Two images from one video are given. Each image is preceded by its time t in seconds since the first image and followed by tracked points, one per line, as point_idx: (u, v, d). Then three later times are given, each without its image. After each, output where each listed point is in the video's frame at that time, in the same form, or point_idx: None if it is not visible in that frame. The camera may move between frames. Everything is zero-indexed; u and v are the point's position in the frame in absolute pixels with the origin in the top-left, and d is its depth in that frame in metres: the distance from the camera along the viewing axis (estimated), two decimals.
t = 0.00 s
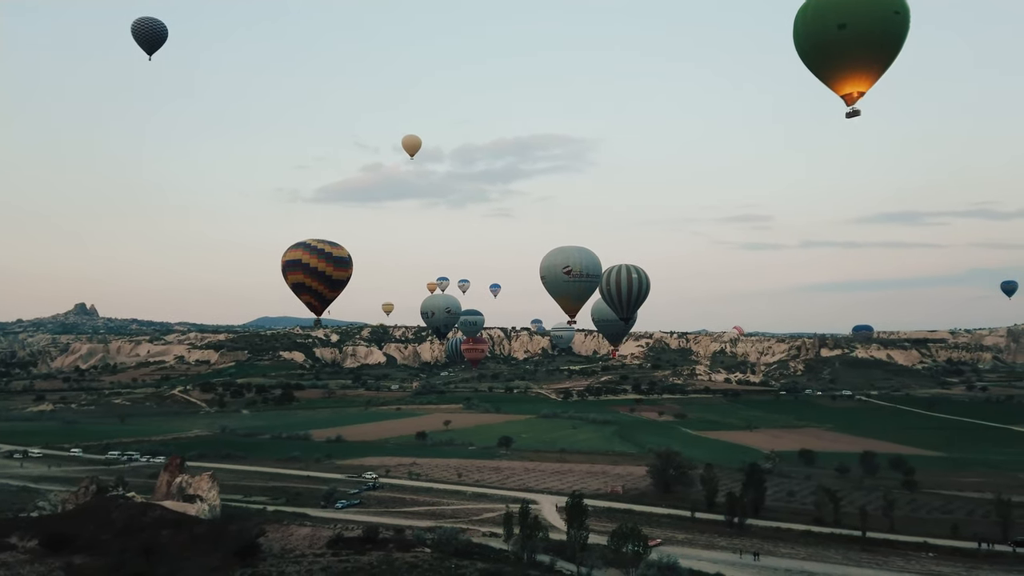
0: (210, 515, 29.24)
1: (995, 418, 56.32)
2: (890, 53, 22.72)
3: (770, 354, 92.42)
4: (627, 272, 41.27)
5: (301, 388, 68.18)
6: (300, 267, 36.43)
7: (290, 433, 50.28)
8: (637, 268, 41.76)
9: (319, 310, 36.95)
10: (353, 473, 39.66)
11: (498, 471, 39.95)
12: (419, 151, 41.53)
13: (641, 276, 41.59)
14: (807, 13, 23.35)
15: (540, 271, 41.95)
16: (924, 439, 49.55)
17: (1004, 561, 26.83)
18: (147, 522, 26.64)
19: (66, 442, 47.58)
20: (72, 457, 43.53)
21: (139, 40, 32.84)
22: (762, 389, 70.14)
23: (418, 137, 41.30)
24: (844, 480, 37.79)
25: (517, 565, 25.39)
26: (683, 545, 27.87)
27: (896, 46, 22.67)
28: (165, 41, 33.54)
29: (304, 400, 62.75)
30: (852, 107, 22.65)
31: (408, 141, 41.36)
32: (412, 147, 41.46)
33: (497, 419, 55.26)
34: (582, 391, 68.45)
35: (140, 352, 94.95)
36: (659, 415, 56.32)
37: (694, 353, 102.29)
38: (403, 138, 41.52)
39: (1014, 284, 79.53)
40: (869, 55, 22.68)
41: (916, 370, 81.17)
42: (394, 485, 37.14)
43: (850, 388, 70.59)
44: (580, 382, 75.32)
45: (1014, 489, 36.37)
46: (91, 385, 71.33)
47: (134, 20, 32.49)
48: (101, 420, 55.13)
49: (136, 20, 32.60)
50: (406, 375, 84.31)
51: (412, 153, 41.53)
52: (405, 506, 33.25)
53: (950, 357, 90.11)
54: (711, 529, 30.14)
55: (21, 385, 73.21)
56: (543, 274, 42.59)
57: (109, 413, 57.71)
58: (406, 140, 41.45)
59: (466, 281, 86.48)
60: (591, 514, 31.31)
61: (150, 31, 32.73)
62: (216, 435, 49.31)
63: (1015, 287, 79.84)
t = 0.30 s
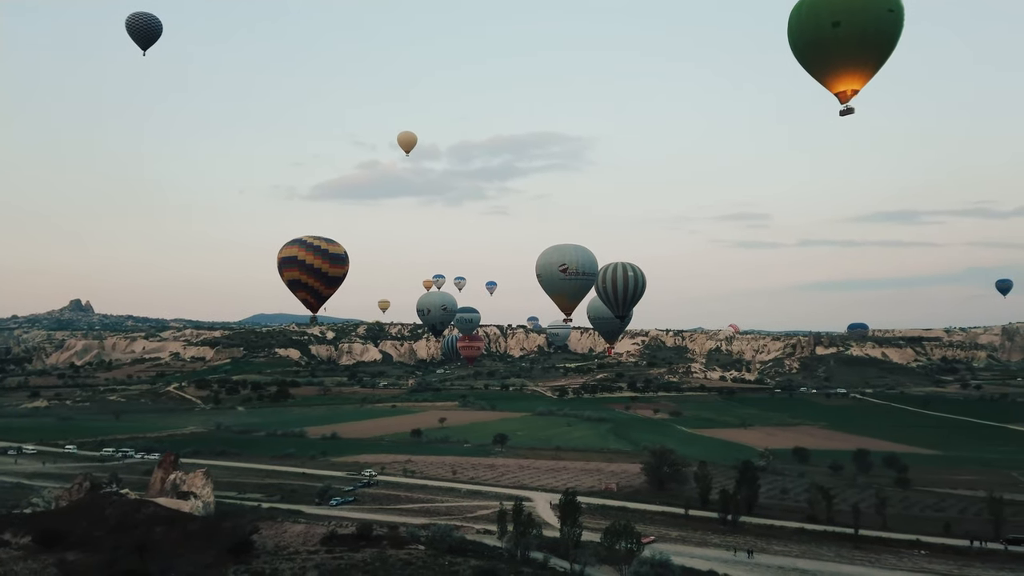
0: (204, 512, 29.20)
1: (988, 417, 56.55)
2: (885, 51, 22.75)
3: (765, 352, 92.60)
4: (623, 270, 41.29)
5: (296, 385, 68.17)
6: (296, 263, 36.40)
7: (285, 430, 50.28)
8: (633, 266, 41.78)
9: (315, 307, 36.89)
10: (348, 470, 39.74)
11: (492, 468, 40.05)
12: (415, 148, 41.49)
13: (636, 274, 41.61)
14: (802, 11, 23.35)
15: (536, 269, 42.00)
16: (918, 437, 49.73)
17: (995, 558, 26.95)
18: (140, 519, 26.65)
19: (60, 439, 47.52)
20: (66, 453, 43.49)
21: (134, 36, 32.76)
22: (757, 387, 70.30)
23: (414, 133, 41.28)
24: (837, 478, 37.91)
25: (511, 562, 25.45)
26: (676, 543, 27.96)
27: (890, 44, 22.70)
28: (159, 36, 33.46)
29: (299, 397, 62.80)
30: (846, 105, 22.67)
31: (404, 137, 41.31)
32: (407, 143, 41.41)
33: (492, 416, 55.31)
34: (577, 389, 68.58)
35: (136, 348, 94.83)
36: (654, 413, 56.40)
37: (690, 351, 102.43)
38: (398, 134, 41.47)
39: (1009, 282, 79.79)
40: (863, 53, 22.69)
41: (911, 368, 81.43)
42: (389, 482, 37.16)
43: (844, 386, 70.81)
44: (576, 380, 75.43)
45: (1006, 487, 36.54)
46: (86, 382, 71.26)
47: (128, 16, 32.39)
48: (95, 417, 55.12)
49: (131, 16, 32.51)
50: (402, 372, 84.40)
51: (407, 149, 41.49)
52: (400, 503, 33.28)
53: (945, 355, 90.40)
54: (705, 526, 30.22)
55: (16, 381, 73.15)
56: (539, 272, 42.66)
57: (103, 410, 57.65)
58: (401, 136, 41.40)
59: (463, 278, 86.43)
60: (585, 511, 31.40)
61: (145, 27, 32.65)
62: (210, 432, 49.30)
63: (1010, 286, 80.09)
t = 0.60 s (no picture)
0: (199, 512, 29.18)
1: (984, 414, 56.67)
2: (878, 48, 22.79)
3: (762, 350, 92.69)
4: (619, 268, 41.27)
5: (293, 384, 68.13)
6: (292, 263, 36.38)
7: (281, 429, 50.27)
8: (630, 265, 41.78)
9: (312, 306, 36.82)
10: (343, 469, 39.71)
11: (488, 467, 40.06)
12: (410, 147, 41.46)
13: (633, 272, 41.60)
14: (794, 10, 23.37)
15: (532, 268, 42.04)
16: (913, 434, 49.83)
17: (989, 555, 27.02)
18: (136, 519, 26.62)
19: (56, 439, 47.42)
20: (62, 453, 43.42)
21: (128, 35, 32.67)
22: (753, 385, 70.39)
23: (410, 132, 41.23)
24: (833, 475, 37.98)
25: (505, 561, 25.45)
26: (671, 541, 27.97)
27: (883, 41, 22.74)
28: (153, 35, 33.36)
29: (295, 397, 62.75)
30: (840, 102, 22.74)
31: (399, 136, 41.26)
32: (403, 142, 41.37)
33: (489, 415, 55.36)
34: (574, 387, 68.64)
35: (132, 348, 94.74)
36: (650, 411, 56.48)
37: (686, 349, 102.49)
38: (394, 133, 41.44)
39: (1004, 280, 80.03)
40: (856, 51, 22.73)
41: (907, 365, 81.59)
42: (386, 481, 37.16)
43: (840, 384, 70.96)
44: (572, 378, 75.44)
45: (1000, 484, 36.65)
46: (83, 382, 71.15)
47: (122, 15, 32.29)
48: (91, 417, 55.03)
49: (125, 15, 32.40)
50: (399, 371, 84.44)
51: (403, 148, 41.45)
52: (396, 502, 33.26)
53: (941, 353, 90.60)
54: (700, 524, 30.24)
55: (12, 381, 72.99)
56: (535, 270, 42.69)
57: (99, 410, 57.57)
58: (397, 135, 41.35)
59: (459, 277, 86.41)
60: (580, 510, 31.42)
61: (139, 26, 32.54)
62: (207, 432, 49.24)
63: (1005, 283, 80.32)
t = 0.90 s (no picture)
0: (194, 513, 29.14)
1: (979, 412, 56.81)
2: (870, 47, 22.82)
3: (757, 348, 92.78)
4: (615, 267, 41.28)
5: (289, 384, 68.07)
6: (288, 262, 36.35)
7: (277, 430, 50.25)
8: (625, 263, 41.80)
9: (308, 306, 36.81)
10: (339, 469, 39.66)
11: (484, 467, 40.07)
12: (405, 146, 41.46)
13: (628, 271, 41.62)
14: (787, 9, 23.39)
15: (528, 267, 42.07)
16: (908, 432, 49.96)
17: (982, 553, 27.10)
18: (130, 520, 26.55)
19: (51, 440, 47.31)
20: (57, 454, 43.34)
21: (122, 35, 32.62)
22: (749, 383, 70.48)
23: (404, 131, 41.23)
24: (828, 474, 38.07)
25: (500, 561, 25.45)
26: (666, 540, 27.99)
27: (876, 40, 22.77)
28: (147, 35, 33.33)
29: (291, 397, 62.68)
30: (833, 100, 22.75)
31: (394, 135, 41.25)
32: (398, 141, 41.35)
33: (485, 414, 55.37)
34: (570, 386, 68.65)
35: (128, 348, 94.58)
36: (646, 410, 56.52)
37: (682, 348, 102.56)
38: (389, 132, 41.41)
39: (999, 278, 80.24)
40: (849, 49, 22.77)
41: (902, 364, 81.78)
42: (381, 481, 37.16)
43: (835, 382, 71.13)
44: (568, 378, 75.48)
45: (994, 482, 36.78)
46: (78, 382, 71.03)
47: (115, 15, 32.25)
48: (86, 418, 54.93)
49: (118, 14, 32.36)
50: (395, 371, 84.44)
51: (398, 147, 41.44)
52: (391, 502, 33.24)
53: (936, 351, 90.80)
54: (695, 523, 30.27)
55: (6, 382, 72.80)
56: (531, 270, 42.71)
57: (95, 410, 57.47)
58: (391, 134, 41.34)
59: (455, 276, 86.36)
60: (575, 510, 31.44)
61: (133, 25, 32.50)
62: (202, 432, 49.19)
63: (1000, 281, 80.53)
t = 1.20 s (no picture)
0: (190, 515, 29.15)
1: (975, 410, 56.90)
2: (864, 45, 22.84)
3: (754, 347, 92.82)
4: (612, 267, 41.33)
5: (286, 386, 68.02)
6: (285, 263, 36.32)
7: (274, 431, 50.25)
8: (622, 263, 41.84)
9: (305, 307, 36.81)
10: (336, 471, 39.67)
11: (481, 467, 40.08)
12: (400, 146, 41.44)
13: (625, 271, 41.66)
14: (781, 8, 23.41)
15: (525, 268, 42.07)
16: (904, 431, 50.01)
17: (978, 551, 27.14)
18: (126, 522, 26.53)
19: (47, 443, 47.26)
20: (53, 457, 43.30)
21: (116, 36, 32.58)
22: (746, 382, 70.60)
23: (400, 132, 41.18)
24: (825, 473, 38.14)
25: (497, 562, 25.45)
26: (662, 539, 28.02)
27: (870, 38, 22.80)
28: (141, 36, 33.28)
29: (289, 398, 62.64)
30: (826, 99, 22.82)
31: (390, 136, 41.23)
32: (393, 142, 41.33)
33: (482, 415, 55.39)
34: (568, 386, 68.70)
35: (124, 351, 94.51)
36: (643, 410, 56.59)
37: (679, 348, 102.66)
38: (384, 133, 41.38)
39: (995, 276, 80.37)
40: (843, 48, 22.80)
41: (899, 362, 81.91)
42: (378, 482, 37.16)
43: (832, 381, 71.17)
44: (566, 378, 75.51)
45: (990, 480, 36.86)
46: (74, 385, 70.96)
47: (109, 16, 32.22)
48: (83, 420, 54.89)
49: (112, 15, 32.33)
50: (392, 372, 84.48)
51: (393, 148, 41.41)
52: (388, 503, 33.24)
53: (932, 349, 90.91)
54: (691, 522, 30.31)
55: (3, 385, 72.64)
56: (528, 270, 42.72)
57: (91, 413, 57.46)
58: (387, 135, 41.31)
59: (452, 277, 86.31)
60: (572, 509, 31.45)
61: (127, 27, 32.46)
62: (198, 434, 49.18)
63: (996, 279, 80.65)
